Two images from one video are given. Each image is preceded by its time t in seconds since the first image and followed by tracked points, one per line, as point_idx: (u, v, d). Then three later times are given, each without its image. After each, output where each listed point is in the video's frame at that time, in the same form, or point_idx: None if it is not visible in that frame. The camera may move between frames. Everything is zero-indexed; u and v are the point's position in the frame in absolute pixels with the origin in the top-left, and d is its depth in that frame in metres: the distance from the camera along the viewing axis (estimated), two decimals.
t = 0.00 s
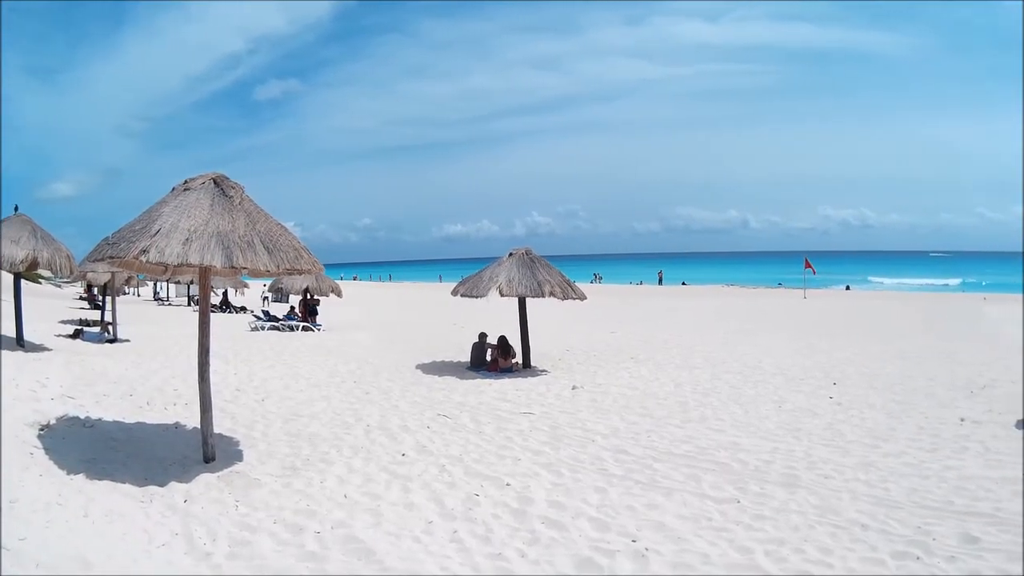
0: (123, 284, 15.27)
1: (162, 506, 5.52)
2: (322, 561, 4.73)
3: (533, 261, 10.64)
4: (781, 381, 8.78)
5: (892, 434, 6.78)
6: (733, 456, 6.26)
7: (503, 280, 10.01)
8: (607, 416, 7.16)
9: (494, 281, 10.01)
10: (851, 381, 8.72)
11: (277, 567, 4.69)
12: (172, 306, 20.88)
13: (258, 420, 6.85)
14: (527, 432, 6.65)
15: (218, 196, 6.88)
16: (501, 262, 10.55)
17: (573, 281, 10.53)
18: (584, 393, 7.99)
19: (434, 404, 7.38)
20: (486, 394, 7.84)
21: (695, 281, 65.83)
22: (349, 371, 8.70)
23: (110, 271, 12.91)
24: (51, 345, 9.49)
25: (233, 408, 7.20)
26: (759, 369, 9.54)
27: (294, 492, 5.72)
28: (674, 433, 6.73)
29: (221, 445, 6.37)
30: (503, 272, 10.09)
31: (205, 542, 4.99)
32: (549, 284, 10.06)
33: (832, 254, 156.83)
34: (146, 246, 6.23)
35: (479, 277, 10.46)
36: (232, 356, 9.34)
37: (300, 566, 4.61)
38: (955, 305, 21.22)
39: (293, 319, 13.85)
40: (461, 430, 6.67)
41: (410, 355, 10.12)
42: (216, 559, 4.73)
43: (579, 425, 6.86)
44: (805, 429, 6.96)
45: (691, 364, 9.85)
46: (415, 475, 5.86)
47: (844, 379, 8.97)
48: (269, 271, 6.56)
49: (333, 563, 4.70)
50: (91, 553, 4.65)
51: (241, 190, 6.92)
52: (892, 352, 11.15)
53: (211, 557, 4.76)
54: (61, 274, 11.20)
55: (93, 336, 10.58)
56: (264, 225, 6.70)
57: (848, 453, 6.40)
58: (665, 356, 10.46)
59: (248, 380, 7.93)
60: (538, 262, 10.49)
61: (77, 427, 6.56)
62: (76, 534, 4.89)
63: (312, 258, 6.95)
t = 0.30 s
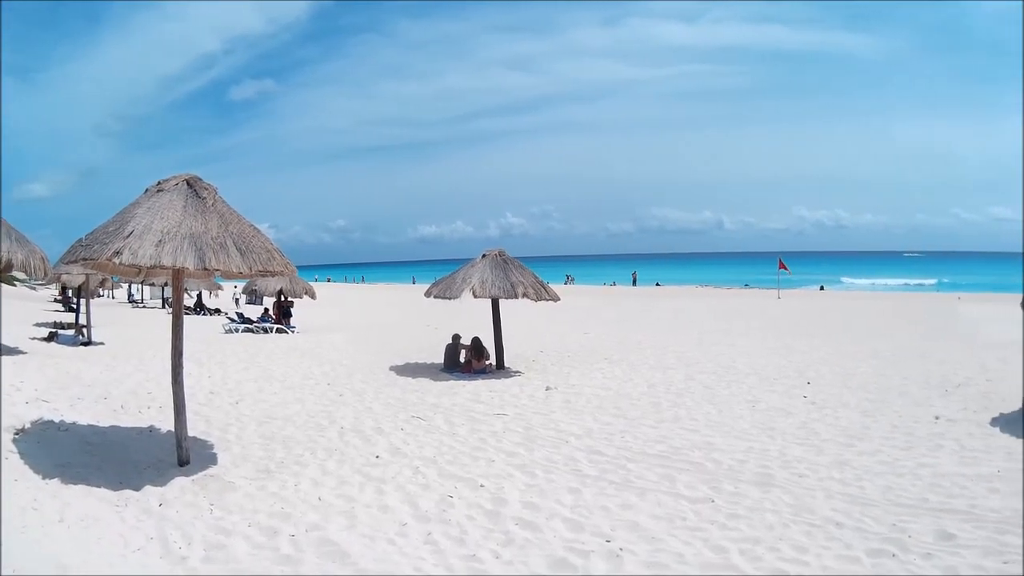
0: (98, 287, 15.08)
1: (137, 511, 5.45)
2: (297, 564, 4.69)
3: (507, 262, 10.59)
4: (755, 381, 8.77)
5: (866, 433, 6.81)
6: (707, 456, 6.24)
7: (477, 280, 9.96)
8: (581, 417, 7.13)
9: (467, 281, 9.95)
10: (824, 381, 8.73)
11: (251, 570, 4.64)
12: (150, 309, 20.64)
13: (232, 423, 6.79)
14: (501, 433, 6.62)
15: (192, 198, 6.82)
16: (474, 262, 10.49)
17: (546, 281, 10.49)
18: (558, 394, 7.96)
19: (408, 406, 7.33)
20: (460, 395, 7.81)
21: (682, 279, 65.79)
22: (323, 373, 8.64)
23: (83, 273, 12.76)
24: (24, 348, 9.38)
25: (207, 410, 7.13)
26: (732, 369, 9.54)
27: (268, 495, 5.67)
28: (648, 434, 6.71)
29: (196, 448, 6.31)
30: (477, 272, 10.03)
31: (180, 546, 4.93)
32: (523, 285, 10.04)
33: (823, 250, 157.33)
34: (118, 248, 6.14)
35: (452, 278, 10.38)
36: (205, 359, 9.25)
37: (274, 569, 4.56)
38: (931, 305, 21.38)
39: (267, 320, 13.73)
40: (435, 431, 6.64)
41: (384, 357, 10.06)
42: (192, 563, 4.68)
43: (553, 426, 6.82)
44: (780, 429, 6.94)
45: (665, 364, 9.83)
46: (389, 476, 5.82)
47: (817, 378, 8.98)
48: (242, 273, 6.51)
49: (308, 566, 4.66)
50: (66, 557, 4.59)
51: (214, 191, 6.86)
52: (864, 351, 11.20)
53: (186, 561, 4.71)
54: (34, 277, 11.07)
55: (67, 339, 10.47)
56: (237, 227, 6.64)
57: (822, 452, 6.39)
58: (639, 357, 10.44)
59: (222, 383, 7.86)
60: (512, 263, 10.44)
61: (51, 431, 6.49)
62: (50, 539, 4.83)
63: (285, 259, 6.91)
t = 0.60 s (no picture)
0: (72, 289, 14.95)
1: (112, 515, 5.39)
2: (271, 567, 4.65)
3: (480, 263, 10.54)
4: (728, 380, 8.76)
5: (841, 432, 6.81)
6: (681, 455, 6.22)
7: (449, 281, 9.91)
8: (554, 418, 7.11)
9: (440, 282, 9.90)
10: (798, 380, 8.73)
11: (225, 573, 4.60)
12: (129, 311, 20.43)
13: (206, 426, 6.73)
14: (474, 434, 6.59)
15: (165, 199, 6.76)
16: (447, 264, 10.44)
17: (519, 282, 10.46)
18: (531, 395, 7.93)
19: (382, 408, 7.28)
20: (434, 397, 7.77)
21: (669, 279, 65.92)
22: (297, 375, 8.58)
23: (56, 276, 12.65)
24: None
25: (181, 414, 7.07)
26: (706, 369, 9.53)
27: (242, 498, 5.62)
28: (621, 434, 6.69)
29: (170, 452, 6.24)
30: (450, 274, 9.98)
31: (154, 550, 4.88)
32: (495, 286, 10.01)
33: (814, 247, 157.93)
34: (91, 250, 6.05)
35: (425, 279, 10.32)
36: (178, 362, 9.16)
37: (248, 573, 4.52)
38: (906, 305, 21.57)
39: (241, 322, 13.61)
40: (409, 433, 6.60)
41: (358, 359, 9.99)
42: (167, 567, 4.63)
43: (526, 427, 6.80)
44: (753, 428, 6.93)
45: (639, 364, 9.81)
46: (363, 479, 5.78)
47: (790, 377, 8.99)
48: (215, 275, 6.46)
49: (281, 569, 4.62)
50: (41, 564, 4.54)
51: (187, 192, 6.80)
52: (835, 350, 11.26)
53: (162, 565, 4.66)
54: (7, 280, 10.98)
55: (42, 342, 10.42)
56: (210, 228, 6.59)
57: (796, 451, 6.39)
58: (613, 357, 10.42)
59: (196, 386, 7.81)
60: (485, 264, 10.39)
61: (26, 436, 6.43)
62: (23, 545, 4.76)
63: (257, 261, 6.87)
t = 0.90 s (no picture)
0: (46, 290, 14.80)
1: (85, 518, 5.31)
2: (243, 569, 4.60)
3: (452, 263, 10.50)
4: (701, 380, 8.74)
5: (814, 431, 6.82)
6: (653, 455, 6.21)
7: (422, 282, 9.86)
8: (526, 418, 7.09)
9: (412, 283, 9.85)
10: (771, 379, 8.73)
11: None
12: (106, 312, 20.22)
13: (179, 428, 6.68)
14: (446, 434, 6.55)
15: (137, 199, 6.69)
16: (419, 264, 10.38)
17: (491, 283, 10.43)
18: (503, 395, 7.91)
19: (354, 409, 7.24)
20: (406, 397, 7.73)
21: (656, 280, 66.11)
22: (269, 376, 8.53)
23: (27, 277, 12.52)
24: None
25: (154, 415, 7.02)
26: (679, 368, 9.51)
27: (215, 500, 5.56)
28: (594, 434, 6.67)
29: (143, 454, 6.18)
30: (422, 274, 9.93)
31: (128, 553, 4.81)
32: (467, 287, 9.98)
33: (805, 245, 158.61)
34: (63, 250, 5.98)
35: (398, 279, 10.26)
36: (150, 364, 9.07)
37: None
38: (880, 306, 21.72)
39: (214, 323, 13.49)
40: (382, 434, 6.57)
41: (331, 360, 9.93)
42: (140, 570, 4.57)
43: (498, 427, 6.77)
44: (726, 427, 6.92)
45: (612, 364, 9.79)
46: (335, 480, 5.75)
47: (763, 376, 8.99)
48: (187, 275, 6.42)
49: (254, 571, 4.57)
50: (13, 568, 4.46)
51: (160, 192, 6.75)
52: (807, 350, 11.30)
53: (135, 568, 4.60)
54: None
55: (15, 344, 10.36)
56: (182, 228, 6.54)
57: (769, 450, 6.38)
58: (586, 357, 10.40)
59: (169, 387, 7.76)
60: (457, 264, 10.35)
61: None
62: None
63: (229, 262, 6.84)
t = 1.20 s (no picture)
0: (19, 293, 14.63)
1: (59, 524, 5.21)
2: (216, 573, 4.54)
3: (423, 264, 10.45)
4: (673, 380, 8.73)
5: (786, 430, 6.83)
6: (626, 455, 6.20)
7: (393, 283, 9.81)
8: (498, 419, 7.07)
9: (383, 284, 9.79)
10: (743, 379, 8.74)
11: None
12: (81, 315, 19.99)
13: (152, 432, 6.63)
14: (418, 436, 6.53)
15: (108, 200, 6.63)
16: (390, 265, 10.32)
17: (462, 284, 10.38)
18: (475, 397, 7.89)
19: (326, 411, 7.20)
20: (378, 400, 7.70)
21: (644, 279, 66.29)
22: (241, 379, 8.47)
23: None
24: None
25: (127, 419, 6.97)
26: (651, 369, 9.51)
27: (188, 505, 5.50)
28: (566, 434, 6.65)
29: (116, 459, 6.12)
30: (392, 276, 9.87)
31: (102, 559, 4.73)
32: (439, 288, 9.95)
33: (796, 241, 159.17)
34: (33, 252, 5.91)
35: (368, 280, 10.20)
36: (122, 368, 8.98)
37: None
38: (852, 305, 21.91)
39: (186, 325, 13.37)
40: (353, 436, 6.53)
41: (303, 363, 9.87)
42: None
43: (470, 429, 6.75)
44: (698, 427, 6.91)
45: (584, 365, 9.79)
46: (308, 483, 5.71)
47: (735, 376, 9.01)
48: (157, 278, 6.38)
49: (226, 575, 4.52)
50: None
51: (131, 193, 6.69)
52: (779, 349, 11.35)
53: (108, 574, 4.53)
54: None
55: None
56: (153, 230, 6.50)
57: (742, 449, 6.38)
58: (558, 358, 10.39)
59: (141, 391, 7.72)
60: (428, 266, 10.30)
61: None
62: None
63: (200, 264, 6.81)
